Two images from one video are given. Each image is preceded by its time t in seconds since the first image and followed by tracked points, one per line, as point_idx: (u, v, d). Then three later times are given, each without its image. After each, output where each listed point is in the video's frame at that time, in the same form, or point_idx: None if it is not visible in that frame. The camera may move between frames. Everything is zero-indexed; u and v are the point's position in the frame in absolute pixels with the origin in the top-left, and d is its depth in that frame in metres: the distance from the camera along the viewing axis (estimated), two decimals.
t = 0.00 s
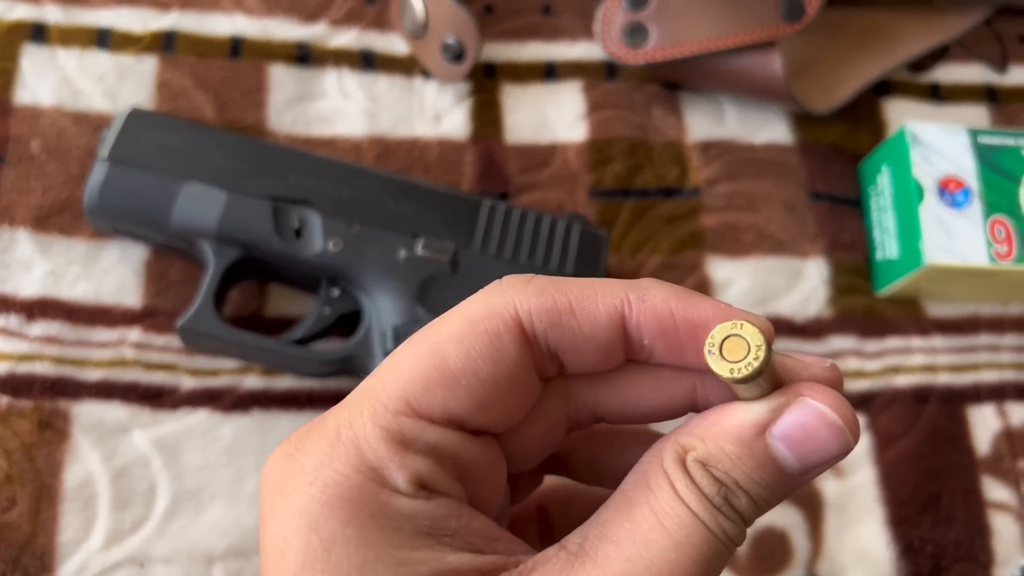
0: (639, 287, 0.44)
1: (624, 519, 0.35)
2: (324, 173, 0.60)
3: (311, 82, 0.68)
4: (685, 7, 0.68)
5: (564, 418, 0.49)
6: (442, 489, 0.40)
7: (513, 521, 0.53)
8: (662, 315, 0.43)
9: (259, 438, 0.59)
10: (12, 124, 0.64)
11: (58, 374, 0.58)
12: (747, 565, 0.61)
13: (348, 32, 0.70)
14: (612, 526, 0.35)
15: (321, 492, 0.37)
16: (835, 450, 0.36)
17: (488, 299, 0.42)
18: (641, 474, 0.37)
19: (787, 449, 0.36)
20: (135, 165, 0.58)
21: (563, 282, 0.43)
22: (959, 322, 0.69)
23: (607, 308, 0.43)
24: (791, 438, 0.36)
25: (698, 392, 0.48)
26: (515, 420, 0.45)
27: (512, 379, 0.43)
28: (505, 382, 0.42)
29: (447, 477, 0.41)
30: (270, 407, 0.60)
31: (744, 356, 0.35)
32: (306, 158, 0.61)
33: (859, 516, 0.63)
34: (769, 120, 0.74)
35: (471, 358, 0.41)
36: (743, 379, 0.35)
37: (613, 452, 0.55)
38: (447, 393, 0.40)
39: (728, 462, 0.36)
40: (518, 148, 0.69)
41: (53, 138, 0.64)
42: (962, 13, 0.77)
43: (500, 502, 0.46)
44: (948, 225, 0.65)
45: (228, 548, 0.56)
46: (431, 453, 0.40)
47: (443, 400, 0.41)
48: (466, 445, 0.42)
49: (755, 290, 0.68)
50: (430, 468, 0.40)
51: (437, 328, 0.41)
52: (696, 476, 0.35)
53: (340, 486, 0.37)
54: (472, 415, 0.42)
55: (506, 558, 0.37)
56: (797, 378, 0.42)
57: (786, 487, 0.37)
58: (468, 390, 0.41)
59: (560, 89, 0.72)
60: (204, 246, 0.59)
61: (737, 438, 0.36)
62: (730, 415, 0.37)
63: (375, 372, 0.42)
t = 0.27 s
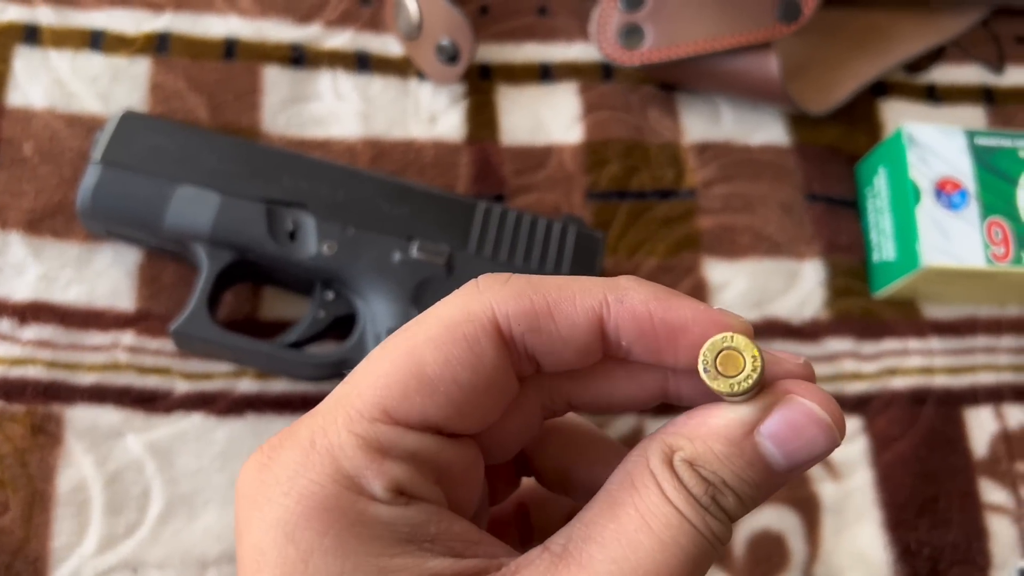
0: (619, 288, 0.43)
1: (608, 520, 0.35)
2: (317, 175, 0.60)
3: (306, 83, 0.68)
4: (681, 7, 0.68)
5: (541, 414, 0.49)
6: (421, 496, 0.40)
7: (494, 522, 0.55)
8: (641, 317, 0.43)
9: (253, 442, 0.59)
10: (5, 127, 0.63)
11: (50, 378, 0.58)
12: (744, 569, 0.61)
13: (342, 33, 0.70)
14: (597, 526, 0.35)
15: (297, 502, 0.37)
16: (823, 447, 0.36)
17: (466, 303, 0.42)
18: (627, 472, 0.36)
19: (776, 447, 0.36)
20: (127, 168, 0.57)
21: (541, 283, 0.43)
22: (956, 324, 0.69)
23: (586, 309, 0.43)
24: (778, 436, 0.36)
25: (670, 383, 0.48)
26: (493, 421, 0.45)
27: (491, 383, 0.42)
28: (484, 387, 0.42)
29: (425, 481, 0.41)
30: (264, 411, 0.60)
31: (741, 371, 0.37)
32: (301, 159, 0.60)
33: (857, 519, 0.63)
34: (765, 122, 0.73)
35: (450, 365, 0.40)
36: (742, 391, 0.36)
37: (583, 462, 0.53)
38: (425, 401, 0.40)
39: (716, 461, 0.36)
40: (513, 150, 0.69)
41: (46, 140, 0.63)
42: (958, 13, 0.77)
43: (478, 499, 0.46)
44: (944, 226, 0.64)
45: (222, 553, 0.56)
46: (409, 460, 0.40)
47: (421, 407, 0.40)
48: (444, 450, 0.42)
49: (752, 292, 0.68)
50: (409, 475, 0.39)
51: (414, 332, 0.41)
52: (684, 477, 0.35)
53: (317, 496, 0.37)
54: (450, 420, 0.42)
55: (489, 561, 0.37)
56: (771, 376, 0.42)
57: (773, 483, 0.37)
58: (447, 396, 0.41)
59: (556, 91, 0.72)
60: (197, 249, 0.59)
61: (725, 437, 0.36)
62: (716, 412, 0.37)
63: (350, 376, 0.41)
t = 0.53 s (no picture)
0: (613, 289, 0.43)
1: (609, 517, 0.35)
2: (315, 175, 0.60)
3: (304, 83, 0.68)
4: (679, 6, 0.68)
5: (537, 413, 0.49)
6: (419, 493, 0.40)
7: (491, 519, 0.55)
8: (635, 319, 0.43)
9: (251, 441, 0.59)
10: (3, 126, 0.63)
11: (49, 378, 0.58)
12: (742, 567, 0.61)
13: (341, 33, 0.70)
14: (597, 523, 0.35)
15: (295, 501, 0.37)
16: (827, 448, 0.36)
17: (461, 301, 0.42)
18: (629, 469, 0.37)
19: (780, 448, 0.36)
20: (126, 168, 0.57)
21: (535, 282, 0.43)
22: (953, 322, 0.69)
23: (580, 309, 0.43)
24: (783, 437, 0.36)
25: (667, 388, 0.48)
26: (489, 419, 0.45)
27: (487, 380, 0.42)
28: (480, 385, 0.42)
29: (422, 479, 0.41)
30: (263, 411, 0.60)
31: (741, 373, 0.37)
32: (299, 159, 0.60)
33: (855, 518, 0.63)
34: (763, 121, 0.74)
35: (445, 363, 0.40)
36: (745, 395, 0.36)
37: (578, 464, 0.53)
38: (421, 399, 0.40)
39: (719, 460, 0.36)
40: (511, 149, 0.69)
41: (44, 140, 0.63)
42: (955, 12, 0.77)
43: (475, 498, 0.47)
44: (942, 225, 0.65)
45: (220, 552, 0.56)
46: (405, 457, 0.40)
47: (417, 405, 0.40)
48: (441, 447, 0.42)
49: (750, 291, 0.68)
50: (407, 472, 0.39)
51: (408, 331, 0.41)
52: (686, 475, 0.35)
53: (314, 494, 0.37)
54: (447, 417, 0.42)
55: (487, 557, 0.37)
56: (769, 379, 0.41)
57: (776, 484, 0.37)
58: (442, 394, 0.41)
59: (554, 90, 0.72)
60: (196, 248, 0.59)
61: (729, 437, 0.36)
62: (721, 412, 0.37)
63: (346, 375, 0.41)
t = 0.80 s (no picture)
0: (607, 289, 0.43)
1: (611, 518, 0.35)
2: (314, 176, 0.60)
3: (303, 83, 0.68)
4: (678, 7, 0.68)
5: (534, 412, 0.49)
6: (417, 492, 0.40)
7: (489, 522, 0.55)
8: (627, 320, 0.43)
9: (250, 442, 0.59)
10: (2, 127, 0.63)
11: (48, 378, 0.58)
12: (741, 568, 0.61)
13: (340, 33, 0.70)
14: (599, 525, 0.35)
15: (295, 500, 0.37)
16: (829, 449, 0.36)
17: (456, 298, 0.42)
18: (632, 471, 0.37)
19: (782, 450, 0.36)
20: (125, 169, 0.57)
21: (530, 280, 0.43)
22: (952, 322, 0.69)
23: (574, 308, 0.43)
24: (785, 440, 0.35)
25: (663, 391, 0.48)
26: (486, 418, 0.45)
27: (484, 377, 0.42)
28: (476, 383, 0.42)
29: (421, 477, 0.41)
30: (262, 411, 0.60)
31: (736, 381, 0.36)
32: (298, 159, 0.60)
33: (854, 518, 0.63)
34: (762, 121, 0.74)
35: (442, 359, 0.40)
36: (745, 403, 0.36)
37: (574, 468, 0.53)
38: (418, 395, 0.40)
39: (721, 462, 0.36)
40: (510, 149, 0.69)
41: (43, 140, 0.63)
42: (954, 13, 0.77)
43: (474, 498, 0.47)
44: (942, 226, 0.65)
45: (220, 553, 0.56)
46: (404, 455, 0.40)
47: (415, 402, 0.40)
48: (439, 445, 0.42)
49: (749, 291, 0.68)
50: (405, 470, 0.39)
51: (405, 329, 0.41)
52: (688, 476, 0.35)
53: (314, 493, 0.37)
54: (444, 414, 0.42)
55: (487, 557, 0.37)
56: (767, 380, 0.41)
57: (778, 486, 0.37)
58: (439, 391, 0.41)
59: (553, 91, 0.72)
60: (195, 249, 0.59)
61: (732, 440, 0.36)
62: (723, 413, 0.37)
63: (345, 374, 0.41)
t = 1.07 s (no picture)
0: (604, 282, 0.43)
1: (606, 511, 0.35)
2: (315, 174, 0.60)
3: (304, 83, 0.68)
4: (679, 6, 0.68)
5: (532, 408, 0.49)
6: (415, 486, 0.40)
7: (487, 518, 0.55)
8: (624, 312, 0.43)
9: (252, 441, 0.59)
10: (3, 126, 0.63)
11: (49, 377, 0.58)
12: (741, 566, 0.61)
13: (340, 33, 0.70)
14: (594, 518, 0.35)
15: (293, 494, 0.37)
16: (822, 439, 0.36)
17: (454, 294, 0.42)
18: (626, 463, 0.37)
19: (776, 443, 0.36)
20: (126, 168, 0.58)
21: (528, 275, 0.43)
22: (952, 321, 0.70)
23: (572, 302, 0.43)
24: (778, 431, 0.35)
25: (660, 383, 0.48)
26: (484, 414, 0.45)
27: (482, 373, 0.43)
28: (475, 379, 0.42)
29: (418, 472, 0.41)
30: (263, 410, 0.60)
31: (727, 368, 0.36)
32: (298, 158, 0.60)
33: (855, 516, 0.63)
34: (762, 120, 0.74)
35: (440, 354, 0.41)
36: (739, 390, 0.36)
37: (571, 464, 0.53)
38: (416, 390, 0.40)
39: (714, 453, 0.36)
40: (511, 148, 0.69)
41: (44, 139, 0.63)
42: (954, 12, 0.77)
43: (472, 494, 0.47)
44: (941, 225, 0.65)
45: (221, 551, 0.56)
46: (402, 450, 0.40)
47: (413, 396, 0.40)
48: (437, 440, 0.42)
49: (750, 290, 0.68)
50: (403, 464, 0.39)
51: (403, 325, 0.41)
52: (682, 468, 0.35)
53: (311, 487, 0.37)
54: (443, 410, 0.42)
55: (483, 551, 0.37)
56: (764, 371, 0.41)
57: (772, 477, 0.37)
58: (437, 386, 0.41)
59: (554, 90, 0.72)
60: (196, 248, 0.59)
61: (725, 431, 0.36)
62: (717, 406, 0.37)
63: (343, 370, 0.41)
